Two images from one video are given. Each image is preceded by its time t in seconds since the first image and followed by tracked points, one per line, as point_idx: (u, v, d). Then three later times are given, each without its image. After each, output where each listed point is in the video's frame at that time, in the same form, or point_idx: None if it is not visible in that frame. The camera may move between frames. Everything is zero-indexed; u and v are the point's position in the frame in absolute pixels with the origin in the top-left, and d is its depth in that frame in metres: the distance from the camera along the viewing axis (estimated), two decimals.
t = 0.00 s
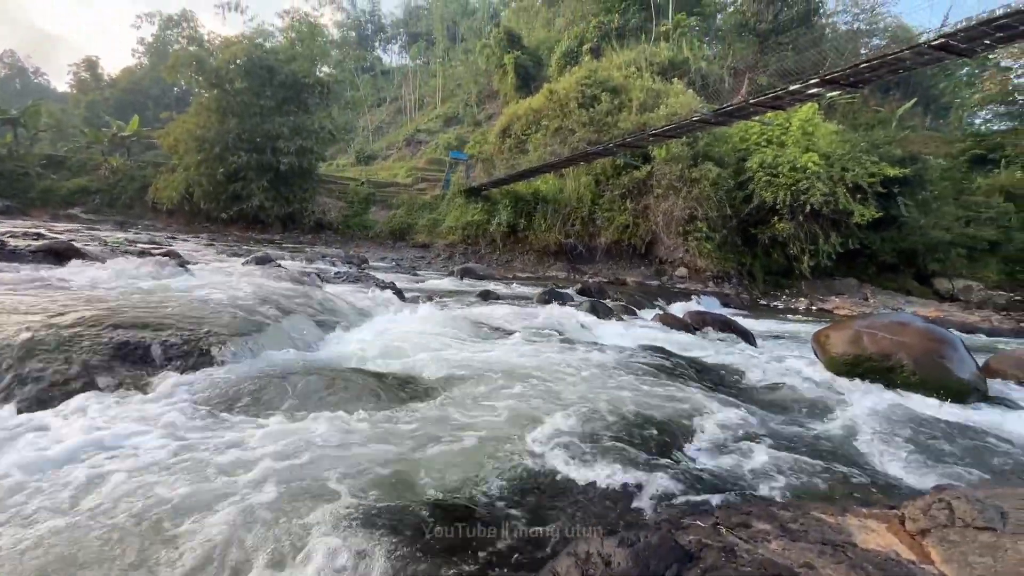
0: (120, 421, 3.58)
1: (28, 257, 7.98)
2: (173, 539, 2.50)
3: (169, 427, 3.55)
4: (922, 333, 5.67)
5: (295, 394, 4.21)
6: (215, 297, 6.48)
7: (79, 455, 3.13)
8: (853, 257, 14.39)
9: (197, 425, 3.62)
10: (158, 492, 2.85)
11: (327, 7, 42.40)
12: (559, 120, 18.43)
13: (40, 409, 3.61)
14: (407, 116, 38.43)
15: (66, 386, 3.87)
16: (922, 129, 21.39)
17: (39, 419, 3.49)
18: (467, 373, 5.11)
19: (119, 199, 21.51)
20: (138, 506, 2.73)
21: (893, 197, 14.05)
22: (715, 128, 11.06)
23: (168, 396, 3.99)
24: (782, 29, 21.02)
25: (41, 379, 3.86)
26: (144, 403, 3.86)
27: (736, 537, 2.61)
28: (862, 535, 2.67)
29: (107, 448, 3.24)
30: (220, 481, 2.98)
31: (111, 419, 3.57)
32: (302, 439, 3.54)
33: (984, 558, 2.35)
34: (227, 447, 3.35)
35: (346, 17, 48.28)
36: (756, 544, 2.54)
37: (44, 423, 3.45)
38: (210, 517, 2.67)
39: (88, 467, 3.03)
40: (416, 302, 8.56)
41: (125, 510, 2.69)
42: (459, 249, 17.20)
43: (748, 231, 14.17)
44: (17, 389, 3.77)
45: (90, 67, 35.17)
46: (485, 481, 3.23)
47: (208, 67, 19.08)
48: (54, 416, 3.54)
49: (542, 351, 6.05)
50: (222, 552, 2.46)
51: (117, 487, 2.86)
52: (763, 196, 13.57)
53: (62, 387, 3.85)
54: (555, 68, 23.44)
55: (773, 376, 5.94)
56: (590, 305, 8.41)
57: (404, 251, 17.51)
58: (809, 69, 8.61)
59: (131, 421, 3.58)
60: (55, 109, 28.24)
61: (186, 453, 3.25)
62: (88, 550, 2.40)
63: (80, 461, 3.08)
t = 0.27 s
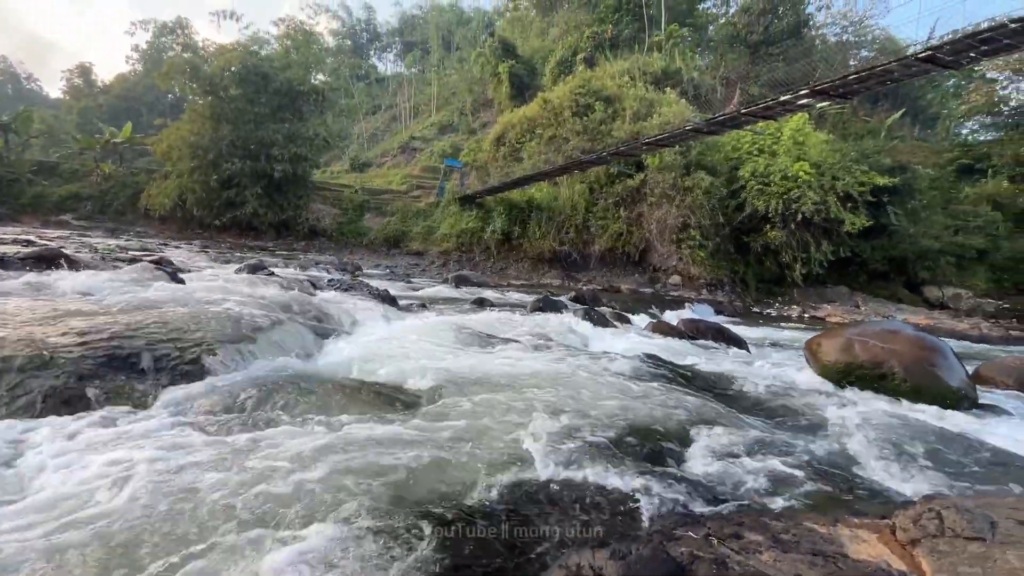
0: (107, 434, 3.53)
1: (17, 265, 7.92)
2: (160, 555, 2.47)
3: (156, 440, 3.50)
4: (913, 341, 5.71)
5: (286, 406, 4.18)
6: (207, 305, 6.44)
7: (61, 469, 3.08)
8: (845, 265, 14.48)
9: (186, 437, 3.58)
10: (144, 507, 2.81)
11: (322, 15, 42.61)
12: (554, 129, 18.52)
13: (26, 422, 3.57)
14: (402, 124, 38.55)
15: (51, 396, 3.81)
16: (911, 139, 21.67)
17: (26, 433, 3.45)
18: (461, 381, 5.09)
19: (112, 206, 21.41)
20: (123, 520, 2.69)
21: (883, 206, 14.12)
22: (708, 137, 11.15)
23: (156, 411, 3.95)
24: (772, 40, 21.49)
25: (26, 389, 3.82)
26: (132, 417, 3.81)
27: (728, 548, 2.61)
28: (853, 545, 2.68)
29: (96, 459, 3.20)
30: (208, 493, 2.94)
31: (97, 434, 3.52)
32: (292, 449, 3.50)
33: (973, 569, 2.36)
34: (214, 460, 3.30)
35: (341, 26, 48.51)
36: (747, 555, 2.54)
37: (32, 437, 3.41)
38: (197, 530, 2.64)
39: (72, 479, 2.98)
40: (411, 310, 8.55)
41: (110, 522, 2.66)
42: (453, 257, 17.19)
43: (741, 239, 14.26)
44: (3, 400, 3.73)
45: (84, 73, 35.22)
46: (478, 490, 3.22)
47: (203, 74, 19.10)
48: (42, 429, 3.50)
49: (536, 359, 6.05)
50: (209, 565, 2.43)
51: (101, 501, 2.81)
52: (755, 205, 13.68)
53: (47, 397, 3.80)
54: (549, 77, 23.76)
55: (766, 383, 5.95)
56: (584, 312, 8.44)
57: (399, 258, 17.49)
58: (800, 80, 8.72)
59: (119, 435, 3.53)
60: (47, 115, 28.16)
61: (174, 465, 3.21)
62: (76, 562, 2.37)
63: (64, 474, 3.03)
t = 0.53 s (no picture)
0: (94, 446, 3.48)
1: (6, 272, 7.85)
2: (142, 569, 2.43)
3: (143, 452, 3.45)
4: (904, 349, 5.75)
5: (277, 416, 4.15)
6: (198, 313, 6.40)
7: (43, 483, 3.02)
8: (836, 272, 14.59)
9: (174, 449, 3.53)
10: (126, 521, 2.76)
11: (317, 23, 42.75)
12: (548, 137, 18.59)
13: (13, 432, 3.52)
14: (397, 131, 38.64)
15: (40, 408, 3.77)
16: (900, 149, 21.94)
17: (13, 443, 3.41)
18: (454, 389, 5.08)
19: (103, 212, 21.30)
20: (107, 534, 2.64)
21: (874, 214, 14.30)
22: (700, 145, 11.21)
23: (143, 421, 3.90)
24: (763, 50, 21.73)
25: (13, 401, 3.77)
26: (119, 427, 3.76)
27: (719, 558, 2.61)
28: (844, 555, 2.69)
29: (85, 471, 3.16)
30: (195, 506, 2.90)
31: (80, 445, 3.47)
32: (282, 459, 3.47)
33: None
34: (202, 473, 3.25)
35: (336, 33, 48.66)
36: (738, 566, 2.54)
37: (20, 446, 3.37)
38: (186, 543, 2.61)
39: (54, 490, 2.93)
40: (404, 317, 8.53)
41: (98, 536, 2.62)
42: (447, 263, 17.19)
43: (733, 247, 14.35)
44: None
45: (77, 79, 35.16)
46: (470, 500, 3.20)
47: (197, 81, 19.07)
48: (29, 439, 3.46)
49: (530, 367, 6.05)
50: None
51: (83, 513, 2.76)
52: (747, 213, 13.78)
53: (35, 410, 3.75)
54: (542, 85, 23.95)
55: (758, 390, 5.97)
56: (578, 319, 8.46)
57: (392, 265, 17.46)
58: (790, 89, 8.82)
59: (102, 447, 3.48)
60: (39, 121, 28.03)
61: (161, 478, 3.16)
62: None
63: (45, 487, 2.98)
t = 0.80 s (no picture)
0: (83, 454, 3.44)
1: None
2: None
3: (131, 461, 3.42)
4: (895, 354, 5.79)
5: (270, 424, 4.13)
6: (191, 320, 6.36)
7: (26, 493, 2.98)
8: (828, 279, 14.70)
9: (163, 459, 3.50)
10: (113, 530, 2.74)
11: (312, 31, 42.84)
12: (541, 144, 18.67)
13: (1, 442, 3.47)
14: (391, 138, 38.71)
15: (27, 418, 3.71)
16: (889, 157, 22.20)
17: None
18: (448, 396, 5.07)
19: (94, 218, 21.17)
20: (97, 546, 2.61)
21: (864, 221, 14.43)
22: (693, 152, 11.31)
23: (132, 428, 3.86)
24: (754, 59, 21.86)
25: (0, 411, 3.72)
26: (107, 436, 3.73)
27: (711, 568, 2.63)
28: (836, 563, 2.71)
29: (72, 483, 3.12)
30: (186, 517, 2.87)
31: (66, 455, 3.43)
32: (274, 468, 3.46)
33: None
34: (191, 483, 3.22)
35: (330, 41, 48.77)
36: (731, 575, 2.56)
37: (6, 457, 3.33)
38: (178, 554, 2.58)
39: (44, 503, 2.91)
40: (398, 324, 8.52)
41: (88, 548, 2.59)
42: (441, 270, 17.18)
43: (726, 253, 14.44)
44: None
45: (68, 85, 35.07)
46: (465, 508, 3.20)
47: (190, 87, 19.02)
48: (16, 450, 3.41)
49: (524, 374, 6.05)
50: None
51: (71, 524, 2.74)
52: (739, 220, 13.88)
53: (22, 420, 3.70)
54: (536, 93, 24.13)
55: (751, 396, 6.00)
56: (572, 326, 8.49)
57: (386, 272, 17.44)
58: (781, 98, 8.92)
59: (90, 455, 3.44)
60: (30, 127, 27.89)
61: (150, 488, 3.14)
62: None
63: (30, 497, 2.94)
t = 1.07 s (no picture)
0: (72, 464, 3.41)
1: None
2: None
3: (119, 471, 3.39)
4: (886, 359, 5.82)
5: (262, 433, 4.11)
6: (183, 329, 6.32)
7: (12, 502, 2.95)
8: (820, 284, 14.80)
9: (152, 469, 3.46)
10: (102, 541, 2.71)
11: (305, 38, 42.92)
12: (535, 151, 18.74)
13: None
14: (385, 145, 38.75)
15: (16, 429, 3.68)
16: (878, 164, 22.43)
17: None
18: (441, 405, 5.06)
19: (84, 226, 21.02)
20: (88, 555, 2.59)
21: (854, 227, 14.56)
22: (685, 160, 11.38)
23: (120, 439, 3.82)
24: (746, 67, 22.06)
25: None
26: (96, 446, 3.69)
27: None
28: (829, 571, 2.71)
29: (62, 492, 3.09)
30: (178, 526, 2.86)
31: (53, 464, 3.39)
32: (266, 478, 3.43)
33: None
34: (180, 493, 3.19)
35: (324, 48, 48.86)
36: None
37: None
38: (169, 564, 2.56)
39: (35, 512, 2.88)
40: (392, 331, 8.50)
41: (78, 557, 2.57)
42: (435, 277, 17.16)
43: (719, 259, 14.52)
44: None
45: (59, 92, 34.91)
46: (459, 517, 3.19)
47: (183, 95, 18.97)
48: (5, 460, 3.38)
49: (518, 382, 6.05)
50: None
51: (61, 533, 2.71)
52: (731, 226, 13.96)
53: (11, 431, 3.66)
54: (529, 100, 24.24)
55: (744, 402, 6.02)
56: (566, 332, 8.50)
57: (380, 279, 17.40)
58: (772, 106, 9.01)
59: (77, 466, 3.40)
60: (20, 134, 27.70)
61: (141, 498, 3.12)
62: None
63: (17, 508, 2.91)
